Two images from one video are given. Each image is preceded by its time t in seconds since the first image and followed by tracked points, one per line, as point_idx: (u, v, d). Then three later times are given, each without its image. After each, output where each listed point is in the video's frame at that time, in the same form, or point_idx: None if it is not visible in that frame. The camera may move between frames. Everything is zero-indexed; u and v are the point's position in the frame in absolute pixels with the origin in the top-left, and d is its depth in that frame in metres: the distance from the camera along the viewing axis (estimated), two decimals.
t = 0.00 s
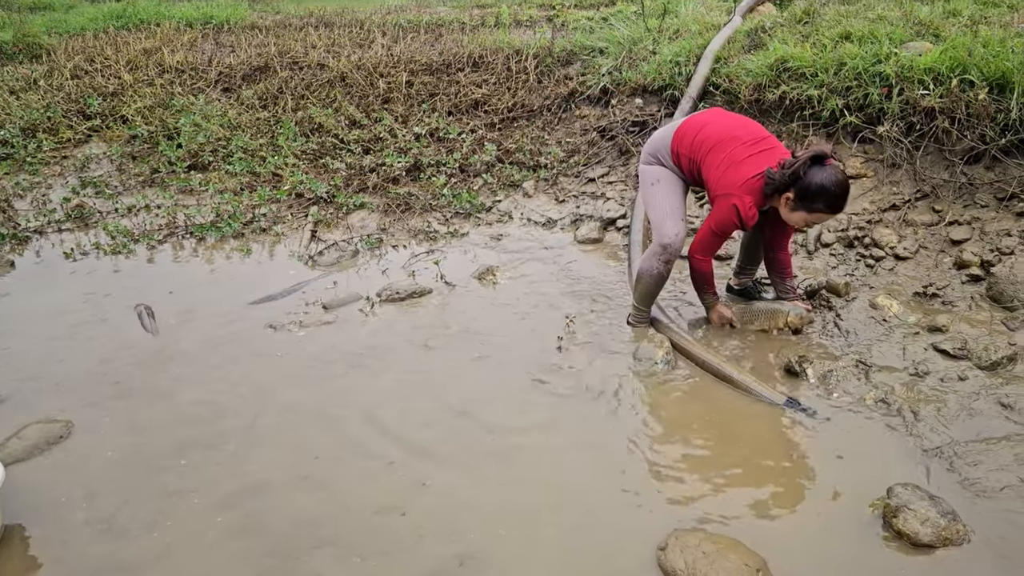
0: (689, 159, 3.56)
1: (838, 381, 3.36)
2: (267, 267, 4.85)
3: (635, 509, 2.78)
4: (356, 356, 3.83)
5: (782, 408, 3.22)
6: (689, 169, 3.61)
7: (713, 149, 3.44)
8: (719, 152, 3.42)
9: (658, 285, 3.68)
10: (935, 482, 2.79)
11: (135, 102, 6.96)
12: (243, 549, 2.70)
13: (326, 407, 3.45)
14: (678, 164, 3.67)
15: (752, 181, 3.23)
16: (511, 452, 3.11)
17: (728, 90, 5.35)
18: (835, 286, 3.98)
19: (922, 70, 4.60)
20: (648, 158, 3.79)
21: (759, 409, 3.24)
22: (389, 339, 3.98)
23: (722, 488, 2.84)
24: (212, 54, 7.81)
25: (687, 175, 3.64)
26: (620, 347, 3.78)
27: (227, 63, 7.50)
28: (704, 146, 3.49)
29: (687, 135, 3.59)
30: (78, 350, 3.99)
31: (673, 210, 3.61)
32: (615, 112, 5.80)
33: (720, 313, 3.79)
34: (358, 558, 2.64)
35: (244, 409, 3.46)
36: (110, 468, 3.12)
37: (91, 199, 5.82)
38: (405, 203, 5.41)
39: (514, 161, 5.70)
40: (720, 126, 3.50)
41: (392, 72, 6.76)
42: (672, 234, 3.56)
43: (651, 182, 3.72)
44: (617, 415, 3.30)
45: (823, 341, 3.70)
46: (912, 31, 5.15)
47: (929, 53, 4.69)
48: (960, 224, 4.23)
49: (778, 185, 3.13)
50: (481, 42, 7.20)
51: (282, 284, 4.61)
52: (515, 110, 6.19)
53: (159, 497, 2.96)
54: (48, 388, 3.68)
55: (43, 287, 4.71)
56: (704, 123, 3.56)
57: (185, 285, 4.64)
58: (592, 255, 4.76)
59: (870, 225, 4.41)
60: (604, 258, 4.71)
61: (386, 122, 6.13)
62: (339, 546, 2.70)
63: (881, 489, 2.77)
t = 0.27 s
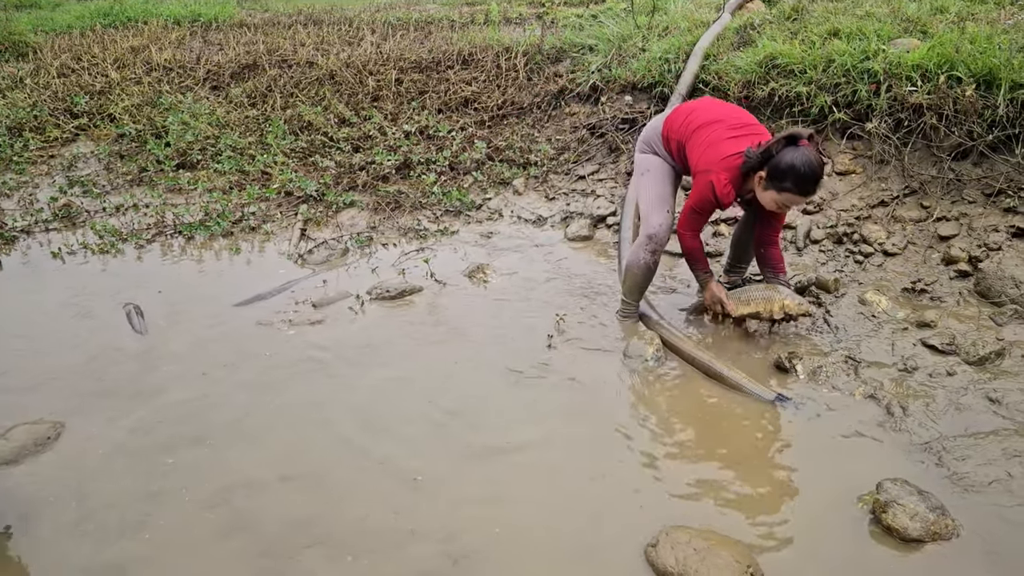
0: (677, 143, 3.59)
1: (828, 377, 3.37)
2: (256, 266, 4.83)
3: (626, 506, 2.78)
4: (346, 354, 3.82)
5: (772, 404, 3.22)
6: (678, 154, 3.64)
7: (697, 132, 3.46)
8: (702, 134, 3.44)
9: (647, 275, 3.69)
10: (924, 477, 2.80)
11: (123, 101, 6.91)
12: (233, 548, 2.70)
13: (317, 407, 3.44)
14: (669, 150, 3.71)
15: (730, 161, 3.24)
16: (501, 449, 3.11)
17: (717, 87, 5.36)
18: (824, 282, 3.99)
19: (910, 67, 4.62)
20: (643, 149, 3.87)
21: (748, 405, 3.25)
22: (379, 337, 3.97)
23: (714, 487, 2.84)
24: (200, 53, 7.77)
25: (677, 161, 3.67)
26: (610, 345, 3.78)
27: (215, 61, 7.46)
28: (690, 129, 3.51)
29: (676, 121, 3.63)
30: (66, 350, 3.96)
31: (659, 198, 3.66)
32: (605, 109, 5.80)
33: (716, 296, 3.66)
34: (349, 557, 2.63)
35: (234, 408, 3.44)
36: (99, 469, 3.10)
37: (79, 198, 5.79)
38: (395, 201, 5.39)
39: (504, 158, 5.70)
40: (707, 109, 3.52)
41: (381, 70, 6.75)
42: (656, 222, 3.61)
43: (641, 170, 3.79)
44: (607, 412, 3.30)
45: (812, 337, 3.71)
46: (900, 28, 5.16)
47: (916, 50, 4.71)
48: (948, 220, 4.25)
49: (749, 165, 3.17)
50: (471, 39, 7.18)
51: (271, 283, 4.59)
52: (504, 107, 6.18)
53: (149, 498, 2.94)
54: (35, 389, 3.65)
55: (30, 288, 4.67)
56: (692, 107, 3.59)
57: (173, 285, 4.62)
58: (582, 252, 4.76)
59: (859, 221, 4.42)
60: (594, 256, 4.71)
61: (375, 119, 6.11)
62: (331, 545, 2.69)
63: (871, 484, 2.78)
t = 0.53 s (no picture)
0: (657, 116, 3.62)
1: (821, 374, 3.38)
2: (250, 264, 4.82)
3: (620, 503, 2.78)
4: (340, 353, 3.81)
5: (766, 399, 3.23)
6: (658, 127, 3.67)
7: (669, 99, 3.48)
8: (674, 100, 3.45)
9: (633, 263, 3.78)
10: (917, 473, 2.81)
11: (115, 99, 6.88)
12: (227, 547, 2.69)
13: (311, 405, 3.43)
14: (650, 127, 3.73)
15: (691, 114, 3.21)
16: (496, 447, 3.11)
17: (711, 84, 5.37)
18: (818, 279, 3.99)
19: (903, 63, 4.62)
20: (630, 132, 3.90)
21: (743, 401, 3.25)
22: (373, 335, 3.96)
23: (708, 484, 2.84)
24: (193, 51, 7.74)
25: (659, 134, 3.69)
26: (604, 342, 3.79)
27: (208, 59, 7.43)
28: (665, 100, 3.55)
29: (655, 96, 3.67)
30: (59, 350, 3.95)
31: (643, 186, 3.72)
32: (599, 107, 5.80)
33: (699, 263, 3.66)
34: (343, 557, 2.63)
35: (227, 407, 3.43)
36: (91, 468, 3.09)
37: (71, 197, 5.76)
38: (389, 199, 5.38)
39: (498, 156, 5.69)
40: (682, 81, 3.54)
41: (374, 67, 6.72)
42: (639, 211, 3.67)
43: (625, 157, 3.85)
44: (602, 409, 3.30)
45: (806, 333, 3.71)
46: (893, 24, 5.17)
47: (909, 47, 4.72)
48: (941, 217, 4.25)
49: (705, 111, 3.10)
50: (464, 37, 7.17)
51: (264, 281, 4.58)
52: (498, 105, 6.17)
53: (142, 497, 2.93)
54: (28, 388, 3.64)
55: (22, 287, 4.65)
56: (670, 81, 3.62)
57: (166, 284, 4.60)
58: (576, 250, 4.76)
59: (853, 218, 4.43)
60: (588, 253, 4.71)
61: (369, 117, 6.09)
62: (326, 543, 2.69)
63: (865, 480, 2.79)
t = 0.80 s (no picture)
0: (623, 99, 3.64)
1: (822, 373, 3.38)
2: (250, 263, 4.82)
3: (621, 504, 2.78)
4: (341, 352, 3.81)
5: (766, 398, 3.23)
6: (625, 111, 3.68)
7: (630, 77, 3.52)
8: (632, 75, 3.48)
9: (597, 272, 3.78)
10: (919, 473, 2.81)
11: (116, 98, 6.88)
12: (228, 547, 2.69)
13: (312, 405, 3.43)
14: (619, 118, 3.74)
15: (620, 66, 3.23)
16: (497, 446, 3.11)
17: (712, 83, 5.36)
18: (819, 278, 3.99)
19: (905, 62, 4.61)
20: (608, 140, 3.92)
21: (743, 401, 3.25)
22: (374, 335, 3.96)
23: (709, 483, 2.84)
24: (193, 50, 7.73)
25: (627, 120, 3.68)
26: (605, 342, 3.78)
27: (209, 58, 7.43)
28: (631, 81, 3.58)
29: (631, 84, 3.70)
30: (59, 349, 3.94)
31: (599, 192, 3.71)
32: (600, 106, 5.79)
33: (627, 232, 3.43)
34: (344, 555, 2.63)
35: (228, 406, 3.43)
36: (92, 468, 3.09)
37: (72, 196, 5.76)
38: (390, 198, 5.38)
39: (498, 155, 5.69)
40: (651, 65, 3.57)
41: (375, 66, 6.72)
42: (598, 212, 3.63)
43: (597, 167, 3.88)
44: (603, 409, 3.30)
45: (807, 332, 3.71)
46: (894, 24, 5.16)
47: (910, 46, 4.71)
48: (942, 216, 4.25)
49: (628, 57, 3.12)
50: (465, 36, 7.16)
51: (265, 280, 4.58)
52: (499, 104, 6.16)
53: (143, 496, 2.93)
54: (28, 388, 3.64)
55: (23, 286, 4.65)
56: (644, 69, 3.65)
57: (167, 283, 4.60)
58: (577, 249, 4.75)
59: (854, 217, 4.42)
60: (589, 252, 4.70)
61: (370, 116, 6.09)
62: (327, 542, 2.69)
63: (865, 480, 2.79)
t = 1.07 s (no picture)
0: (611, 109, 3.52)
1: (831, 374, 3.37)
2: (258, 262, 4.82)
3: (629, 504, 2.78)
4: (349, 351, 3.82)
5: (775, 399, 3.22)
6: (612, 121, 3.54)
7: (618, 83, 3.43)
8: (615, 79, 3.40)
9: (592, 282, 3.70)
10: (927, 473, 2.80)
11: (124, 97, 6.89)
12: (237, 545, 2.70)
13: (319, 403, 3.43)
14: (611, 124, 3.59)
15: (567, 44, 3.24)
16: (505, 446, 3.11)
17: (720, 83, 5.35)
18: (827, 279, 3.98)
19: (913, 62, 4.60)
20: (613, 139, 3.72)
21: (751, 401, 3.25)
22: (381, 334, 3.96)
23: (716, 483, 2.83)
24: (201, 49, 7.75)
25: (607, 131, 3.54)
26: (613, 341, 3.78)
27: (216, 57, 7.45)
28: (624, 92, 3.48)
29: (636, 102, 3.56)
30: (68, 347, 3.96)
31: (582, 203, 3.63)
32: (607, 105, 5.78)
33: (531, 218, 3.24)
34: (351, 554, 2.63)
35: (236, 405, 3.44)
36: (101, 466, 3.10)
37: (80, 194, 5.78)
38: (397, 197, 5.38)
39: (506, 155, 5.69)
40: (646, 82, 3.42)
41: (383, 65, 6.73)
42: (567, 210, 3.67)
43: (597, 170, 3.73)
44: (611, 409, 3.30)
45: (815, 333, 3.70)
46: (902, 23, 5.15)
47: (919, 46, 4.69)
48: (951, 216, 4.23)
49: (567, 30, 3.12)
50: (473, 35, 7.16)
51: (272, 279, 4.59)
52: (506, 103, 6.17)
53: (152, 494, 2.94)
54: (37, 386, 3.65)
55: (32, 284, 4.67)
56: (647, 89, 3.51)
57: (174, 281, 4.61)
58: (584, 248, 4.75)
59: (862, 217, 4.41)
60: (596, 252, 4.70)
61: (377, 115, 6.10)
62: (336, 540, 2.69)
63: (874, 481, 2.78)
